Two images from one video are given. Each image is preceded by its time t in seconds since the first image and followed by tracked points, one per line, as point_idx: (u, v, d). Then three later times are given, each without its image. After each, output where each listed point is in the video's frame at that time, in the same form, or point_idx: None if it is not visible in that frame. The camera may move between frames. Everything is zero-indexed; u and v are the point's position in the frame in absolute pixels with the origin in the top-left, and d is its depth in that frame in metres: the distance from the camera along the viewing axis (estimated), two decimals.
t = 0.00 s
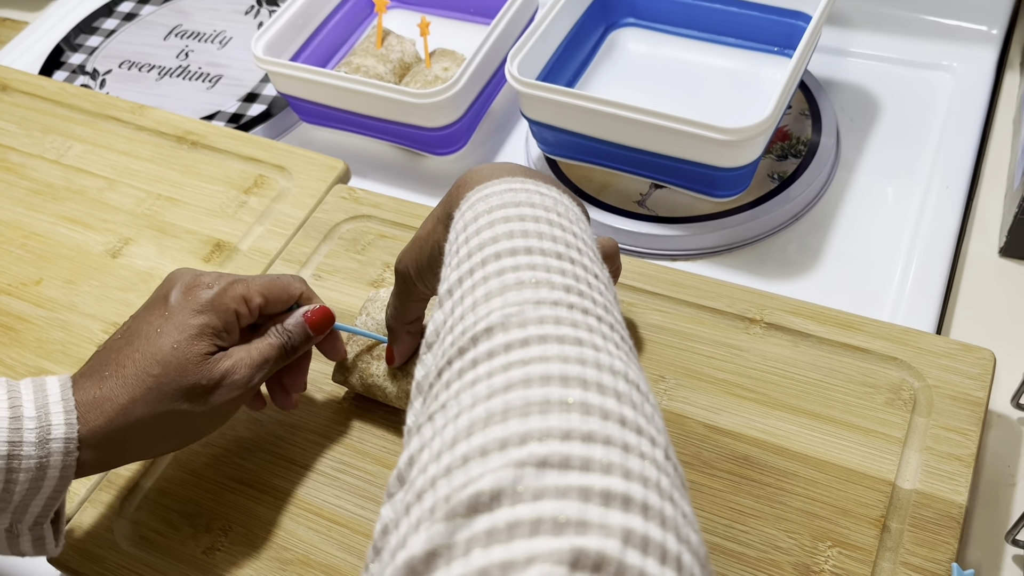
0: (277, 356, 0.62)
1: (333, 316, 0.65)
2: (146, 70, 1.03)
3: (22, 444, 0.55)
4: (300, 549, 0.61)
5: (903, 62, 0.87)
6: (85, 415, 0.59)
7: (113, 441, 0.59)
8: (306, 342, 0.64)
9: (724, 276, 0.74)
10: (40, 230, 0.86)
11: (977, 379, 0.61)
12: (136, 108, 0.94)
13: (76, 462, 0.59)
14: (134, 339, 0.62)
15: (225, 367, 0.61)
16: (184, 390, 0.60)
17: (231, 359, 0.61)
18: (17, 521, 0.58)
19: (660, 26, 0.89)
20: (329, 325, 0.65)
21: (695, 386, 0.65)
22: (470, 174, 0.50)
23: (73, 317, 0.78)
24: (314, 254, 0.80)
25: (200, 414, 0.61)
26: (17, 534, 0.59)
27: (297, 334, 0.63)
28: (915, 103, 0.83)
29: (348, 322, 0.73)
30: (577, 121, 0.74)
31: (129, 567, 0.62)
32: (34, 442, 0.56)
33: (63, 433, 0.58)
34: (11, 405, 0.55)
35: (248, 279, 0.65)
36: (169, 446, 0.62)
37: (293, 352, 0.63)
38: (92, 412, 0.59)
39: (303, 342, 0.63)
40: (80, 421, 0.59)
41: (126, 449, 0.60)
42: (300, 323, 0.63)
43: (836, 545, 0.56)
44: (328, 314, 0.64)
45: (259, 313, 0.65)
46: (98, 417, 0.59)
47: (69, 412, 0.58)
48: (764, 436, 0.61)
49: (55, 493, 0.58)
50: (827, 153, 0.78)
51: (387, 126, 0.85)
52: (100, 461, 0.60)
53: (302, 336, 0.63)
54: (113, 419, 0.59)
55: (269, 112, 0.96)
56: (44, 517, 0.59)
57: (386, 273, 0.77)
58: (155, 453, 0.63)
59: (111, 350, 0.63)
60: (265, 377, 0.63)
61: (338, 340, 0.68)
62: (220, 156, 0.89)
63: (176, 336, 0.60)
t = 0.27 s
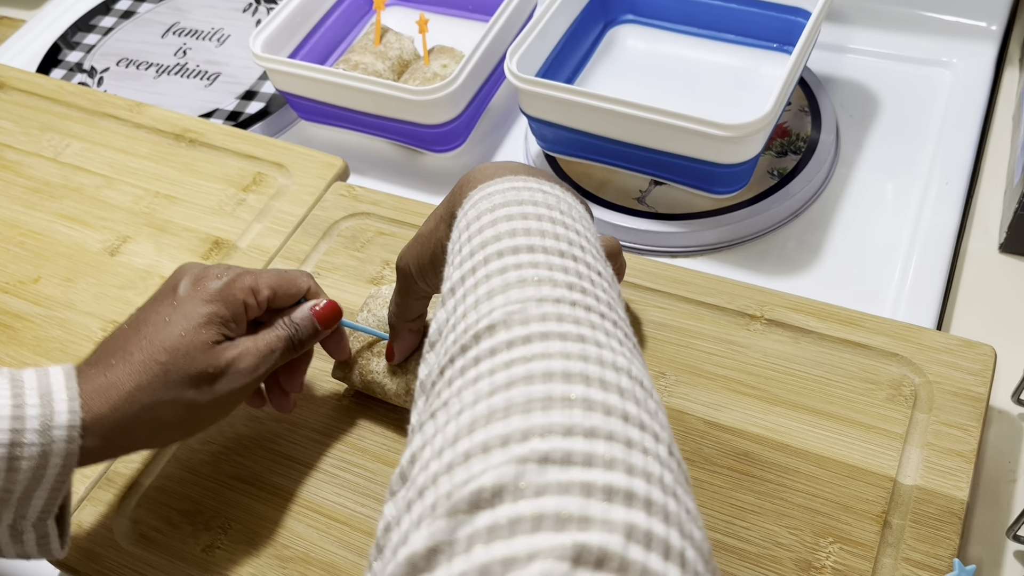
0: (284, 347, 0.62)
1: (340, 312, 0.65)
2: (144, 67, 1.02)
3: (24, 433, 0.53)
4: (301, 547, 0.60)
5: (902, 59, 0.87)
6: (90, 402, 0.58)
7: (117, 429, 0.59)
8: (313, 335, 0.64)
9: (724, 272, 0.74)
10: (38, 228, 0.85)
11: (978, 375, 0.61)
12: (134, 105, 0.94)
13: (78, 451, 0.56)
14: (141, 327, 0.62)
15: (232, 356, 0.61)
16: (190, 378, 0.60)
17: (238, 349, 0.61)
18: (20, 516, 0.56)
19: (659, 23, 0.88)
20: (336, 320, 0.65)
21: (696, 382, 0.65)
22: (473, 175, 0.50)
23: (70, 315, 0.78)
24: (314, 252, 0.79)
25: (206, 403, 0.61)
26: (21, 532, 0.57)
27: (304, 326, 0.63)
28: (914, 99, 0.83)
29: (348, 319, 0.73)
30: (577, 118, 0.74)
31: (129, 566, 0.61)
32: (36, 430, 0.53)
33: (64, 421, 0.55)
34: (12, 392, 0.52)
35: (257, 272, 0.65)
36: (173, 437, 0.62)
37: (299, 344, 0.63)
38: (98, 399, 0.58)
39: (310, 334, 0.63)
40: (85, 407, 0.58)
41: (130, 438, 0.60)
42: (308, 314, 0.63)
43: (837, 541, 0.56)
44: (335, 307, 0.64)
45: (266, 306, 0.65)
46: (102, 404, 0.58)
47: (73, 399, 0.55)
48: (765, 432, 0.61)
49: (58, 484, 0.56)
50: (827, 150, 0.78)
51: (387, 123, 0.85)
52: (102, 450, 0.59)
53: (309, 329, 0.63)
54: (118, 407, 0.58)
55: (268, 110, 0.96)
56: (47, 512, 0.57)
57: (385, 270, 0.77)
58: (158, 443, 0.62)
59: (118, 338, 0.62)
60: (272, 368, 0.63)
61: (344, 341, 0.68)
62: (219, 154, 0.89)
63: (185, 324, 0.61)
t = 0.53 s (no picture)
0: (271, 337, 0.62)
1: (328, 300, 0.64)
2: (140, 64, 1.02)
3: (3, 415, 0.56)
4: (299, 544, 0.60)
5: (900, 54, 0.87)
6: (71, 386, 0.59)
7: (100, 414, 0.59)
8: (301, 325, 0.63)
9: (723, 268, 0.74)
10: (34, 225, 0.85)
11: (977, 369, 0.61)
12: (130, 102, 0.94)
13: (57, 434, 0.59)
14: (126, 312, 0.62)
15: (217, 346, 0.60)
16: (174, 367, 0.59)
17: (224, 339, 0.60)
18: None
19: (657, 19, 0.88)
20: (323, 309, 0.64)
21: (695, 378, 0.64)
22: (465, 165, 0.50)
23: (67, 313, 0.77)
24: (311, 248, 0.79)
25: (188, 392, 0.60)
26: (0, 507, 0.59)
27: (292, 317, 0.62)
28: (913, 95, 0.83)
29: (345, 316, 0.73)
30: (575, 114, 0.73)
31: (125, 563, 0.61)
32: (14, 414, 0.57)
33: (43, 406, 0.58)
34: None
35: (248, 261, 0.65)
36: (156, 423, 0.62)
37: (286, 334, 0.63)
38: (77, 385, 0.59)
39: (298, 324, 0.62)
40: (62, 393, 0.59)
41: (112, 423, 0.60)
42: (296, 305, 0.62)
43: (837, 536, 0.56)
44: (323, 298, 0.63)
45: (255, 294, 0.65)
46: (83, 389, 0.59)
47: (49, 385, 0.59)
48: (765, 428, 0.61)
49: (37, 465, 0.59)
50: (825, 146, 0.78)
51: (384, 119, 0.85)
52: (82, 433, 0.60)
53: (294, 318, 0.63)
54: (98, 393, 0.59)
55: (265, 107, 0.96)
56: (27, 489, 0.59)
57: (383, 267, 0.76)
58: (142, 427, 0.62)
59: (103, 321, 0.62)
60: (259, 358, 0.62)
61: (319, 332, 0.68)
62: (216, 151, 0.89)
63: (171, 312, 0.60)
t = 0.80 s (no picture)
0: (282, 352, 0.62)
1: (337, 313, 0.64)
2: (138, 66, 1.02)
3: (21, 436, 0.56)
4: (297, 543, 0.61)
5: (895, 54, 0.87)
6: (87, 405, 0.59)
7: (117, 433, 0.60)
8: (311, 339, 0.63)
9: (719, 267, 0.74)
10: (34, 226, 0.85)
11: (971, 367, 0.61)
12: (128, 104, 0.94)
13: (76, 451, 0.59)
14: (138, 330, 0.62)
15: (230, 364, 0.61)
16: (188, 385, 0.60)
17: (237, 356, 0.61)
18: (14, 510, 0.59)
19: (653, 19, 0.89)
20: (333, 322, 0.64)
21: (691, 376, 0.65)
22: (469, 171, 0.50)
23: (66, 313, 0.78)
24: (309, 249, 0.79)
25: (203, 410, 0.61)
26: (14, 522, 0.60)
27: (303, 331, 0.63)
28: (908, 94, 0.83)
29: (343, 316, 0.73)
30: (572, 114, 0.74)
31: (125, 562, 0.61)
32: (33, 433, 0.57)
33: (61, 425, 0.58)
34: (9, 396, 0.56)
35: (256, 275, 0.64)
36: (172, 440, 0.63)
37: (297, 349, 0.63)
38: (94, 404, 0.59)
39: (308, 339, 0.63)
40: (80, 412, 0.59)
41: (129, 442, 0.61)
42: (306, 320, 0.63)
43: (831, 533, 0.56)
44: (333, 313, 0.64)
45: (264, 308, 0.65)
46: (99, 408, 0.59)
47: (67, 403, 0.59)
48: (760, 426, 0.62)
49: (54, 482, 0.59)
50: (820, 145, 0.78)
51: (382, 120, 0.85)
52: (100, 452, 0.60)
53: (305, 333, 0.63)
54: (115, 412, 0.59)
55: (263, 108, 0.96)
56: (40, 507, 0.60)
57: (381, 267, 0.77)
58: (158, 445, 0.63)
59: (115, 339, 0.63)
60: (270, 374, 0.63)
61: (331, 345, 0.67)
62: (214, 152, 0.89)
63: (183, 330, 0.61)
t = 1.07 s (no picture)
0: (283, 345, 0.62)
1: (336, 307, 0.64)
2: (138, 69, 1.03)
3: (30, 434, 0.56)
4: (298, 543, 0.61)
5: (891, 55, 0.87)
6: (92, 404, 0.59)
7: (122, 431, 0.60)
8: (311, 332, 0.64)
9: (717, 268, 0.75)
10: (34, 229, 0.86)
11: (968, 367, 0.62)
12: (128, 106, 0.94)
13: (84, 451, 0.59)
14: (138, 328, 0.63)
15: (230, 358, 0.61)
16: (191, 380, 0.60)
17: (237, 351, 0.61)
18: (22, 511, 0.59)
19: (650, 21, 0.89)
20: (332, 315, 0.65)
21: (689, 377, 0.65)
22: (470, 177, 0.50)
23: (67, 316, 0.78)
24: (309, 251, 0.80)
25: (206, 405, 0.61)
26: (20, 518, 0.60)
27: (301, 323, 0.63)
28: (905, 96, 0.83)
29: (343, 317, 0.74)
30: (570, 116, 0.74)
31: (126, 563, 0.62)
32: (41, 432, 0.57)
33: (69, 423, 0.58)
34: (18, 396, 0.56)
35: (251, 270, 0.66)
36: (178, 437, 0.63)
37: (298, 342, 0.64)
38: (99, 403, 0.59)
39: (307, 331, 0.63)
40: (86, 411, 0.59)
41: (135, 440, 0.61)
42: (303, 313, 0.63)
43: (829, 532, 0.56)
44: (331, 303, 0.64)
45: (261, 304, 0.66)
46: (105, 406, 0.59)
47: (74, 402, 0.59)
48: (758, 426, 0.62)
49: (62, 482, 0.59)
50: (818, 146, 0.79)
51: (381, 122, 0.85)
52: (107, 451, 0.60)
53: (305, 326, 0.63)
54: (120, 410, 0.59)
55: (262, 110, 0.96)
56: (47, 502, 0.60)
57: (381, 269, 0.77)
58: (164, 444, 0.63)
59: (115, 340, 0.63)
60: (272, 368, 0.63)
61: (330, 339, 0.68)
62: (214, 154, 0.89)
63: (182, 326, 0.61)
